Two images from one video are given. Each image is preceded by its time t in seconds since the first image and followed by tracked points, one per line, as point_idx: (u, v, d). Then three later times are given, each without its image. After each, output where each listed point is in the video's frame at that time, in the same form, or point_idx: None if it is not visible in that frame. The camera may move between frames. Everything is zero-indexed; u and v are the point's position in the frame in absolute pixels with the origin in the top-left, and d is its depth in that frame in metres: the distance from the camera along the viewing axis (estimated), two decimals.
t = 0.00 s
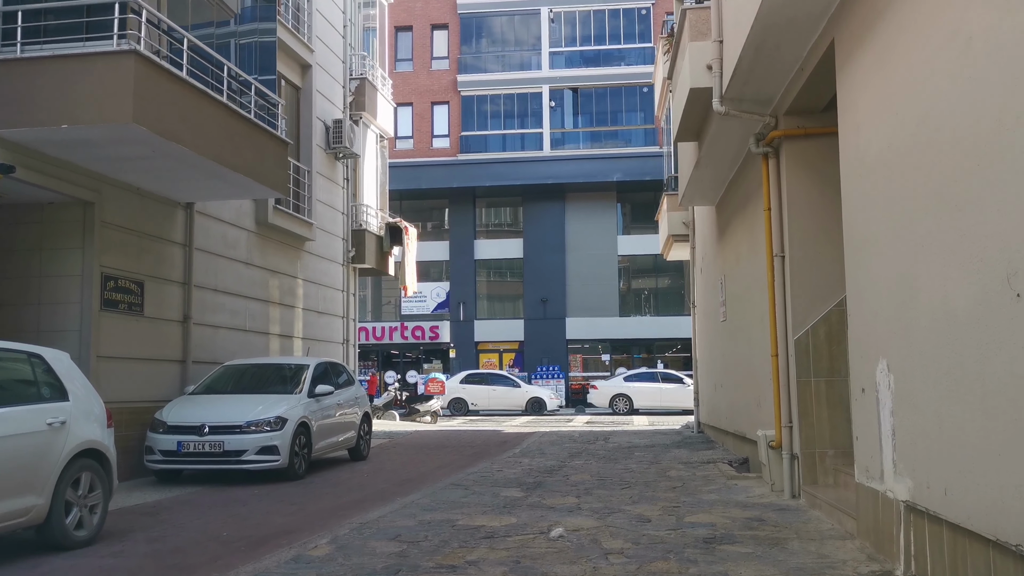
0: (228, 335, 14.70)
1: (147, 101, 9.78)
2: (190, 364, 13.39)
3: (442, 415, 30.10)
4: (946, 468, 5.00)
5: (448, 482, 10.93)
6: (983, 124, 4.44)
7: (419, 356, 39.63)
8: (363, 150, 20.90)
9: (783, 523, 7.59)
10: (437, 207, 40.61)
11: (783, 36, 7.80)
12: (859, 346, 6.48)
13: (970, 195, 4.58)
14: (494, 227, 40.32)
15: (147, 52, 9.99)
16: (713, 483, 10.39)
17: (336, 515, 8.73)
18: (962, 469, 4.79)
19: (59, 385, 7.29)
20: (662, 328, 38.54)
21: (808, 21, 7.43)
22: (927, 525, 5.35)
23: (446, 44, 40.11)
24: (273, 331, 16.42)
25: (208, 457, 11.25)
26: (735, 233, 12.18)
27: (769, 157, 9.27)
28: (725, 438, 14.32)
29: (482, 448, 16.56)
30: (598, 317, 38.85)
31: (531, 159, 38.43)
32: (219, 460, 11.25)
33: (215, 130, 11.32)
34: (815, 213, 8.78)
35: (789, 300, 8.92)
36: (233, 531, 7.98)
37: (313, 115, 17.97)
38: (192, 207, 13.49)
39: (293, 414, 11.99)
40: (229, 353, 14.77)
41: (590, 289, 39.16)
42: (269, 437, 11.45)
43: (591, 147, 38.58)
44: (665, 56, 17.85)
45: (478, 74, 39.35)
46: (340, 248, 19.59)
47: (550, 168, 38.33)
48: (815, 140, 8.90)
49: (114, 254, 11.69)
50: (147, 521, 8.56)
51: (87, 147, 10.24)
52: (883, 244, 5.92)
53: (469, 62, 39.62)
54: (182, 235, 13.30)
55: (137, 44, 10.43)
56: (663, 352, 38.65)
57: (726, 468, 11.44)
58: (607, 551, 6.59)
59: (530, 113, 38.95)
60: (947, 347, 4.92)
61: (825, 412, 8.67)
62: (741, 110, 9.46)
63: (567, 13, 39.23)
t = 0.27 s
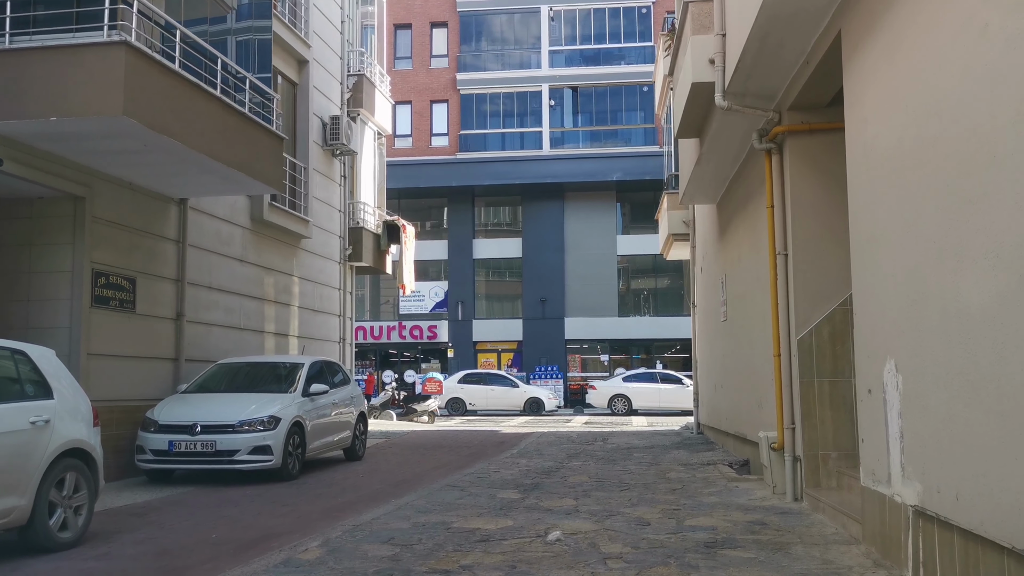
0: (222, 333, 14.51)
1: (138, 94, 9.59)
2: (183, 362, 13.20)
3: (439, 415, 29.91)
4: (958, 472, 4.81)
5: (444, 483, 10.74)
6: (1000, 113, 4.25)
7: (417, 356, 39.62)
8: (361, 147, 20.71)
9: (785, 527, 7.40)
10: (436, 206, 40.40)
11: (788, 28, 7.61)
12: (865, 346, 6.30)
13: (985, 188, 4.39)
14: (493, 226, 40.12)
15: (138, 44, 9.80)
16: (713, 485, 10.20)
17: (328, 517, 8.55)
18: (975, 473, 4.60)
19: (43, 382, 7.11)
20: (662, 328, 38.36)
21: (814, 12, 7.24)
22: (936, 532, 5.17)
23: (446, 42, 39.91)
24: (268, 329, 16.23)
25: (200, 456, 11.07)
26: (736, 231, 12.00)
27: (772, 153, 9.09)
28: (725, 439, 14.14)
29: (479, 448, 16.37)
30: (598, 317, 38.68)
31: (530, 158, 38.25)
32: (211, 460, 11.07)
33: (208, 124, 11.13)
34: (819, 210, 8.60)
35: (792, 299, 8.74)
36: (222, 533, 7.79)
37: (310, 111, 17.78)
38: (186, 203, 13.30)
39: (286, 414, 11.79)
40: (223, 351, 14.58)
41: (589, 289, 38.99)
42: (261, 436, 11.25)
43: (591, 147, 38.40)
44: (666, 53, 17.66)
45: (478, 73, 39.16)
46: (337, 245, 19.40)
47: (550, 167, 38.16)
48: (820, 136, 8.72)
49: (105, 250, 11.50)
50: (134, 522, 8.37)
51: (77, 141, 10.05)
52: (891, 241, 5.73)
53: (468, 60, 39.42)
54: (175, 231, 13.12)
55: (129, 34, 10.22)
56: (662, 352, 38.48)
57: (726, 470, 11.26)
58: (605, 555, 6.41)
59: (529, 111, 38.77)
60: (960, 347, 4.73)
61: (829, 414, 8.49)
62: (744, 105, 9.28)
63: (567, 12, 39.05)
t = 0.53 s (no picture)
0: (213, 331, 14.31)
1: (124, 86, 9.39)
2: (172, 361, 12.99)
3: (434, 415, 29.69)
4: (966, 477, 4.63)
5: (436, 485, 10.55)
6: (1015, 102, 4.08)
7: (412, 356, 39.41)
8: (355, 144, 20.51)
9: (784, 532, 7.22)
10: (432, 205, 40.17)
11: (789, 21, 7.44)
12: (868, 347, 6.11)
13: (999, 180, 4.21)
14: (489, 225, 39.92)
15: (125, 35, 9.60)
16: (711, 488, 10.02)
17: (317, 520, 8.35)
18: (985, 479, 4.42)
19: (22, 381, 6.90)
20: (658, 328, 38.20)
21: (816, 4, 7.06)
22: (942, 539, 4.99)
23: (442, 40, 39.71)
24: (260, 327, 16.02)
25: (188, 457, 10.86)
26: (734, 229, 11.82)
27: (772, 149, 8.92)
28: (722, 441, 13.96)
29: (473, 449, 16.18)
30: (594, 317, 38.50)
31: (527, 157, 38.07)
32: (199, 461, 10.86)
33: (197, 118, 10.94)
34: (820, 208, 8.42)
35: (791, 299, 8.56)
36: (207, 536, 7.60)
37: (303, 107, 17.58)
38: (176, 199, 13.09)
39: (276, 413, 11.59)
40: (214, 350, 14.37)
41: (585, 289, 38.81)
42: (251, 436, 11.05)
43: (588, 146, 38.21)
44: (664, 50, 17.48)
45: (474, 71, 38.97)
46: (330, 243, 19.20)
47: (547, 166, 37.97)
48: (821, 132, 8.54)
49: (93, 247, 11.29)
50: (118, 524, 8.17)
51: (63, 134, 9.84)
52: (897, 238, 5.55)
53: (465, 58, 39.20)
54: (165, 227, 12.91)
55: (114, 24, 10.02)
56: (658, 353, 38.33)
57: (723, 472, 11.08)
58: (600, 562, 6.21)
59: (526, 110, 38.60)
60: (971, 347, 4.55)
61: (829, 416, 8.31)
62: (744, 100, 9.10)
63: (564, 10, 38.88)
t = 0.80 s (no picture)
0: (199, 329, 14.08)
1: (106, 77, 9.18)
2: (156, 358, 12.76)
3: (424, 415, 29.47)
4: (971, 483, 4.45)
5: (424, 487, 10.35)
6: None
7: (404, 355, 39.18)
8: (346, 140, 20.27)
9: (778, 537, 7.03)
10: (425, 204, 39.95)
11: (788, 13, 7.26)
12: (867, 348, 5.94)
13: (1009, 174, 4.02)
14: (482, 225, 39.72)
15: (108, 24, 9.39)
16: (703, 491, 9.84)
17: (300, 522, 8.14)
18: (991, 485, 4.24)
19: None
20: (651, 329, 38.04)
21: None
22: (943, 548, 4.81)
23: (436, 38, 39.49)
24: (248, 325, 15.79)
25: (171, 456, 10.64)
26: (729, 228, 11.64)
27: (768, 146, 8.74)
28: (715, 443, 13.79)
29: (463, 450, 15.97)
30: (587, 318, 38.33)
31: (520, 156, 37.88)
32: (182, 460, 10.64)
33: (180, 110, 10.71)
34: (817, 206, 8.24)
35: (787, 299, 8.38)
36: (187, 539, 7.39)
37: (293, 103, 17.36)
38: (161, 194, 12.86)
39: (262, 413, 11.38)
40: (200, 348, 14.14)
41: (578, 289, 38.63)
42: (235, 436, 10.83)
43: (583, 145, 38.04)
44: (658, 48, 17.30)
45: (468, 69, 38.76)
46: (320, 241, 18.98)
47: (541, 166, 37.76)
48: (819, 128, 8.36)
49: (75, 241, 11.07)
50: (96, 526, 7.95)
51: (44, 126, 9.62)
52: (900, 235, 5.36)
53: (459, 56, 38.98)
54: (150, 222, 12.68)
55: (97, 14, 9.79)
56: (651, 354, 38.18)
57: (716, 475, 10.91)
58: (589, 568, 6.02)
59: (520, 109, 38.40)
60: (977, 349, 4.37)
61: (824, 418, 8.14)
62: (740, 96, 8.92)
63: (559, 9, 38.68)
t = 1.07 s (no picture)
0: (182, 328, 13.84)
1: (81, 69, 8.94)
2: (137, 358, 12.52)
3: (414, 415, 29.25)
4: (972, 487, 4.28)
5: (410, 488, 10.15)
6: None
7: (394, 355, 38.95)
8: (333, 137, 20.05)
9: (771, 541, 6.86)
10: (415, 203, 39.72)
11: (780, 3, 7.09)
12: (862, 347, 5.77)
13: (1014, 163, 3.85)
14: (472, 224, 39.50)
15: (84, 15, 9.16)
16: (694, 492, 9.67)
17: (281, 526, 7.93)
18: (994, 489, 4.07)
19: None
20: (642, 328, 37.91)
21: None
22: (942, 554, 4.64)
23: (426, 36, 39.25)
24: (232, 324, 15.56)
25: (151, 458, 10.41)
26: (720, 225, 11.47)
27: (760, 141, 8.58)
28: (706, 443, 13.63)
29: (451, 450, 15.76)
30: (577, 317, 38.17)
31: (510, 155, 37.68)
32: (162, 462, 10.41)
33: (161, 104, 10.49)
34: (809, 202, 8.08)
35: (779, 297, 8.21)
36: (162, 544, 7.17)
37: (279, 99, 17.13)
38: (142, 190, 12.62)
39: (245, 413, 11.16)
40: (183, 347, 13.90)
41: (569, 288, 38.47)
42: (217, 437, 10.61)
43: (573, 144, 37.87)
44: (649, 44, 17.13)
45: (458, 67, 38.54)
46: (307, 239, 18.75)
47: (531, 164, 37.58)
48: (812, 123, 8.20)
49: (53, 238, 10.82)
50: (69, 530, 7.73)
51: (18, 119, 9.38)
52: (897, 229, 5.20)
53: (449, 54, 38.75)
54: (131, 219, 12.43)
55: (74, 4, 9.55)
56: (642, 353, 38.05)
57: (707, 476, 10.74)
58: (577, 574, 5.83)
59: (510, 107, 38.20)
60: (979, 348, 4.20)
61: (818, 419, 7.98)
62: (731, 90, 8.75)
63: (549, 7, 38.49)
